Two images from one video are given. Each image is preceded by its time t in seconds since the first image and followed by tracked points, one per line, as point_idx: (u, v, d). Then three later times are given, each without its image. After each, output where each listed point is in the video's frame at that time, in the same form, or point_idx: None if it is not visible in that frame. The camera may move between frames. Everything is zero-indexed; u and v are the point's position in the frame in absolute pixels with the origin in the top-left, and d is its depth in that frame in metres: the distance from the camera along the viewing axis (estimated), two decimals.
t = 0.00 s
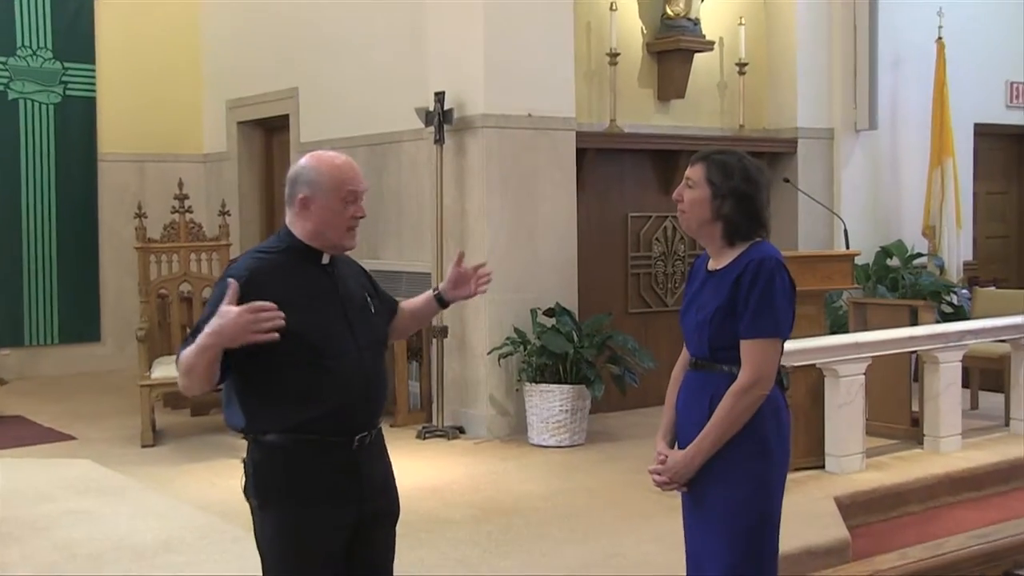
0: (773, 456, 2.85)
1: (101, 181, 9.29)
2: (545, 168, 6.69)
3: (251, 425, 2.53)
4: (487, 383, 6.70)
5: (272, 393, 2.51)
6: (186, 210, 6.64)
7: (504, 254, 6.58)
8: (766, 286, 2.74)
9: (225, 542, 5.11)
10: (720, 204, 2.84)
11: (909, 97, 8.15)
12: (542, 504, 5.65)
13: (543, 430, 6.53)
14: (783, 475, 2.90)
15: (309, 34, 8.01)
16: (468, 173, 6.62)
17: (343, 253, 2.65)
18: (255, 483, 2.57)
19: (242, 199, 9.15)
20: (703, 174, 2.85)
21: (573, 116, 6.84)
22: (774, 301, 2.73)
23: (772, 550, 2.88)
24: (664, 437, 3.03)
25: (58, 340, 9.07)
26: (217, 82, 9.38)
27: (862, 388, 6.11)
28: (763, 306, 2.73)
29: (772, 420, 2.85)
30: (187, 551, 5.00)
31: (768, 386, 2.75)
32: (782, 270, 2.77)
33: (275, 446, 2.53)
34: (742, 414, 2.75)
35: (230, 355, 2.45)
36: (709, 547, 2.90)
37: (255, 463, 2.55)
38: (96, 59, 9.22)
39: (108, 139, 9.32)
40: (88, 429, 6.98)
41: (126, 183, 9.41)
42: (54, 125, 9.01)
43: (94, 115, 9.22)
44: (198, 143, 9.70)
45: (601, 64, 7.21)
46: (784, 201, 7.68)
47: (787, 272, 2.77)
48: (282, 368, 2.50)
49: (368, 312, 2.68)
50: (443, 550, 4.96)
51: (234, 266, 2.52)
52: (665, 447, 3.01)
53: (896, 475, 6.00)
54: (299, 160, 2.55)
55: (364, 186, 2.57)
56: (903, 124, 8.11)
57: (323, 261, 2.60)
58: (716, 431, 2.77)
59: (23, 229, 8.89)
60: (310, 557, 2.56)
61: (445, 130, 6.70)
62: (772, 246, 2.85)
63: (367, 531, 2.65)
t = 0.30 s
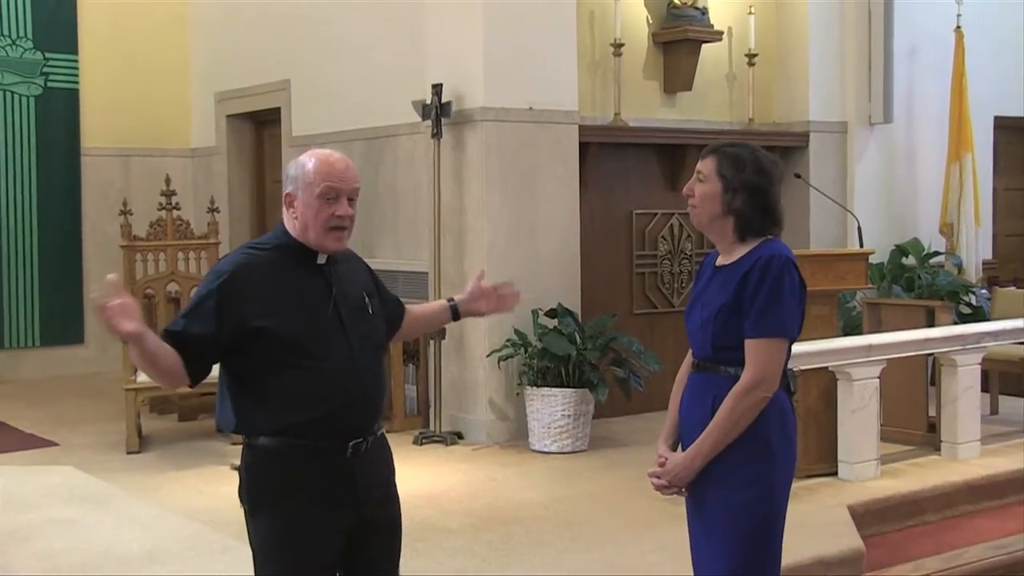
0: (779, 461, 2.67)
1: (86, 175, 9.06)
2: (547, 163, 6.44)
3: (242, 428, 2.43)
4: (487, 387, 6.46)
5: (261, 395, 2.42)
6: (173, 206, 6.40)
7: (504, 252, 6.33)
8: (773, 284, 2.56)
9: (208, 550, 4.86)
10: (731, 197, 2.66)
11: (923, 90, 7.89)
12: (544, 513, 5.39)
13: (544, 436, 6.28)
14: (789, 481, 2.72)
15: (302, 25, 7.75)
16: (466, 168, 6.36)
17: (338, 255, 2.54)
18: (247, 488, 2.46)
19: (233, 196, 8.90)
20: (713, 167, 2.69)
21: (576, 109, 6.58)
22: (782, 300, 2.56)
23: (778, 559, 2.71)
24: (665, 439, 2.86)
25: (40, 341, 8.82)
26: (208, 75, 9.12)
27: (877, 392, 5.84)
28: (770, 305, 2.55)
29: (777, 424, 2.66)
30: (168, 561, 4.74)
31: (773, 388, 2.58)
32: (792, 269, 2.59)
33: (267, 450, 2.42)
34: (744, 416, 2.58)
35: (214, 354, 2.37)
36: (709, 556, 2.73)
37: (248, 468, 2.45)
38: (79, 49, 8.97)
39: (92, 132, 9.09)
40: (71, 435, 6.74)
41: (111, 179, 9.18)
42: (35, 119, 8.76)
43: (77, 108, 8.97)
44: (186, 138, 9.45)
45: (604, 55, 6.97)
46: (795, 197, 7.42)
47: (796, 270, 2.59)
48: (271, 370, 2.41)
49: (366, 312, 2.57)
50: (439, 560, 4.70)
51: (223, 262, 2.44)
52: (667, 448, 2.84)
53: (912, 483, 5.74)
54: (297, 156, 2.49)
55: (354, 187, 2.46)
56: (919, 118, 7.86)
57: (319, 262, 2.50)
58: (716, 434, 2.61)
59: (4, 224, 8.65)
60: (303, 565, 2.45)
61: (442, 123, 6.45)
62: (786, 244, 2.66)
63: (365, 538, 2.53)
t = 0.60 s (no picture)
0: (783, 469, 2.58)
1: (77, 172, 8.94)
2: (547, 161, 6.32)
3: (246, 427, 2.40)
4: (487, 389, 6.35)
5: (262, 394, 2.38)
6: (167, 205, 6.28)
7: (504, 252, 6.22)
8: (786, 285, 2.46)
9: (201, 555, 4.74)
10: (741, 194, 2.54)
11: (930, 87, 7.77)
12: (545, 517, 5.27)
13: (545, 439, 6.16)
14: (793, 490, 2.62)
15: (298, 20, 7.64)
16: (465, 165, 6.25)
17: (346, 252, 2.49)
18: (250, 487, 2.42)
19: (228, 194, 8.79)
20: (722, 163, 2.57)
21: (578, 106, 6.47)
22: (795, 301, 2.46)
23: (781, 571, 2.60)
24: (665, 442, 2.74)
25: (32, 343, 8.71)
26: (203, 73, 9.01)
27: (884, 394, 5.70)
28: (783, 305, 2.46)
29: (783, 430, 2.57)
30: (160, 565, 4.63)
31: (782, 392, 2.48)
32: (806, 269, 2.49)
33: (270, 449, 2.38)
34: (751, 420, 2.49)
35: (217, 352, 2.35)
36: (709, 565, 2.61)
37: (251, 467, 2.41)
38: (71, 45, 8.86)
39: (86, 131, 8.98)
40: (64, 438, 6.63)
41: (103, 177, 9.06)
42: (26, 116, 8.66)
43: (69, 104, 8.86)
44: (181, 136, 9.34)
45: (606, 50, 6.85)
46: (800, 196, 7.30)
47: (810, 271, 2.50)
48: (273, 369, 2.37)
49: (375, 314, 2.51)
50: (438, 566, 4.58)
51: (233, 260, 2.42)
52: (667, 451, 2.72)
53: (919, 486, 5.63)
54: (307, 151, 2.47)
55: (354, 186, 2.40)
56: (926, 115, 7.74)
57: (329, 262, 2.46)
58: (721, 436, 2.51)
59: None
60: (300, 567, 2.39)
61: (442, 120, 6.34)
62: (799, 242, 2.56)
63: (364, 541, 2.47)
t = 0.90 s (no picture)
0: (795, 474, 2.58)
1: (77, 172, 8.94)
2: (547, 161, 6.32)
3: (260, 422, 2.43)
4: (487, 389, 6.34)
5: (273, 391, 2.40)
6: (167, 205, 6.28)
7: (504, 252, 6.22)
8: (797, 285, 2.46)
9: (201, 555, 4.74)
10: (744, 192, 2.55)
11: (931, 87, 7.77)
12: (545, 517, 5.27)
13: (545, 439, 6.16)
14: (805, 493, 2.62)
15: (298, 19, 7.63)
16: (465, 165, 6.25)
17: (360, 252, 2.49)
18: (266, 483, 2.45)
19: (227, 194, 8.79)
20: (725, 162, 2.58)
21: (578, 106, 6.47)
22: (805, 302, 2.46)
23: None
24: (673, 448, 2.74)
25: (31, 343, 8.71)
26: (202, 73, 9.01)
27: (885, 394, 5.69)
28: (794, 307, 2.46)
29: (794, 434, 2.57)
30: (160, 565, 4.62)
31: (794, 395, 2.48)
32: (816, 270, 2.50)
33: (283, 445, 2.40)
34: (764, 425, 2.48)
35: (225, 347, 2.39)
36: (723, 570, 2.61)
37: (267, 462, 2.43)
38: (71, 45, 8.86)
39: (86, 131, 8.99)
40: (63, 438, 6.63)
41: (101, 177, 9.05)
42: (25, 115, 8.67)
43: (69, 104, 8.86)
44: (180, 136, 9.33)
45: (606, 50, 6.86)
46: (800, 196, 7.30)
47: (820, 271, 2.50)
48: (283, 365, 2.39)
49: (389, 313, 2.49)
50: (439, 566, 4.58)
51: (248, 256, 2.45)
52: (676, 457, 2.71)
53: (919, 486, 5.63)
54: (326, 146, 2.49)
55: (363, 186, 2.40)
56: (926, 115, 7.73)
57: (343, 262, 2.46)
58: (733, 442, 2.50)
59: None
60: (313, 565, 2.40)
61: (442, 120, 6.34)
62: (805, 242, 2.56)
63: (377, 541, 2.49)
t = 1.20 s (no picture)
0: (809, 478, 2.57)
1: (86, 173, 9.00)
2: (553, 161, 6.33)
3: (283, 418, 2.48)
4: (493, 388, 6.34)
5: (297, 388, 2.45)
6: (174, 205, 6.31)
7: (511, 252, 6.22)
8: (807, 288, 2.46)
9: (204, 553, 4.75)
10: (753, 193, 2.53)
11: (940, 86, 7.74)
12: (550, 517, 5.27)
13: (550, 439, 6.16)
14: (819, 498, 2.61)
15: (304, 19, 7.66)
16: (471, 165, 6.26)
17: (385, 252, 2.52)
18: (287, 478, 2.50)
19: (235, 194, 8.82)
20: (734, 161, 2.56)
21: (584, 107, 6.47)
22: (817, 304, 2.45)
23: None
24: (686, 451, 2.75)
25: (39, 342, 8.78)
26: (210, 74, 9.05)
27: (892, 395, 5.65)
28: (805, 310, 2.45)
29: (807, 438, 2.57)
30: (163, 563, 4.64)
31: (805, 399, 2.47)
32: (827, 271, 2.49)
33: (306, 443, 2.45)
34: (775, 429, 2.48)
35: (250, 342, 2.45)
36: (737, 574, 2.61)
37: (289, 458, 2.49)
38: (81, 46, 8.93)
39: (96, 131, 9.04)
40: (72, 436, 6.66)
41: (109, 176, 9.10)
42: (35, 116, 8.74)
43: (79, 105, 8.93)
44: (187, 136, 9.36)
45: (612, 49, 6.85)
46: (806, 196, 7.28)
47: (831, 273, 2.49)
48: (307, 364, 2.44)
49: (412, 315, 2.52)
50: (440, 566, 4.58)
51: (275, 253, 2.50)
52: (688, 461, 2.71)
53: (927, 487, 5.59)
54: (343, 151, 2.51)
55: (397, 182, 2.45)
56: (934, 115, 7.70)
57: (368, 260, 2.49)
58: (745, 446, 2.51)
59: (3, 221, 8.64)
60: (329, 561, 2.45)
61: (448, 120, 6.35)
62: (816, 243, 2.55)
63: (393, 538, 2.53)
